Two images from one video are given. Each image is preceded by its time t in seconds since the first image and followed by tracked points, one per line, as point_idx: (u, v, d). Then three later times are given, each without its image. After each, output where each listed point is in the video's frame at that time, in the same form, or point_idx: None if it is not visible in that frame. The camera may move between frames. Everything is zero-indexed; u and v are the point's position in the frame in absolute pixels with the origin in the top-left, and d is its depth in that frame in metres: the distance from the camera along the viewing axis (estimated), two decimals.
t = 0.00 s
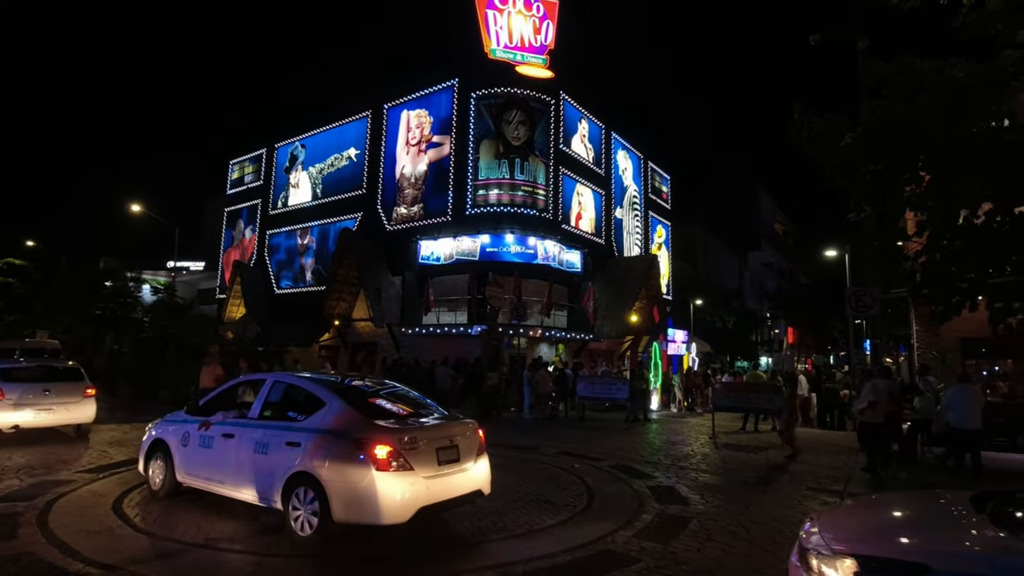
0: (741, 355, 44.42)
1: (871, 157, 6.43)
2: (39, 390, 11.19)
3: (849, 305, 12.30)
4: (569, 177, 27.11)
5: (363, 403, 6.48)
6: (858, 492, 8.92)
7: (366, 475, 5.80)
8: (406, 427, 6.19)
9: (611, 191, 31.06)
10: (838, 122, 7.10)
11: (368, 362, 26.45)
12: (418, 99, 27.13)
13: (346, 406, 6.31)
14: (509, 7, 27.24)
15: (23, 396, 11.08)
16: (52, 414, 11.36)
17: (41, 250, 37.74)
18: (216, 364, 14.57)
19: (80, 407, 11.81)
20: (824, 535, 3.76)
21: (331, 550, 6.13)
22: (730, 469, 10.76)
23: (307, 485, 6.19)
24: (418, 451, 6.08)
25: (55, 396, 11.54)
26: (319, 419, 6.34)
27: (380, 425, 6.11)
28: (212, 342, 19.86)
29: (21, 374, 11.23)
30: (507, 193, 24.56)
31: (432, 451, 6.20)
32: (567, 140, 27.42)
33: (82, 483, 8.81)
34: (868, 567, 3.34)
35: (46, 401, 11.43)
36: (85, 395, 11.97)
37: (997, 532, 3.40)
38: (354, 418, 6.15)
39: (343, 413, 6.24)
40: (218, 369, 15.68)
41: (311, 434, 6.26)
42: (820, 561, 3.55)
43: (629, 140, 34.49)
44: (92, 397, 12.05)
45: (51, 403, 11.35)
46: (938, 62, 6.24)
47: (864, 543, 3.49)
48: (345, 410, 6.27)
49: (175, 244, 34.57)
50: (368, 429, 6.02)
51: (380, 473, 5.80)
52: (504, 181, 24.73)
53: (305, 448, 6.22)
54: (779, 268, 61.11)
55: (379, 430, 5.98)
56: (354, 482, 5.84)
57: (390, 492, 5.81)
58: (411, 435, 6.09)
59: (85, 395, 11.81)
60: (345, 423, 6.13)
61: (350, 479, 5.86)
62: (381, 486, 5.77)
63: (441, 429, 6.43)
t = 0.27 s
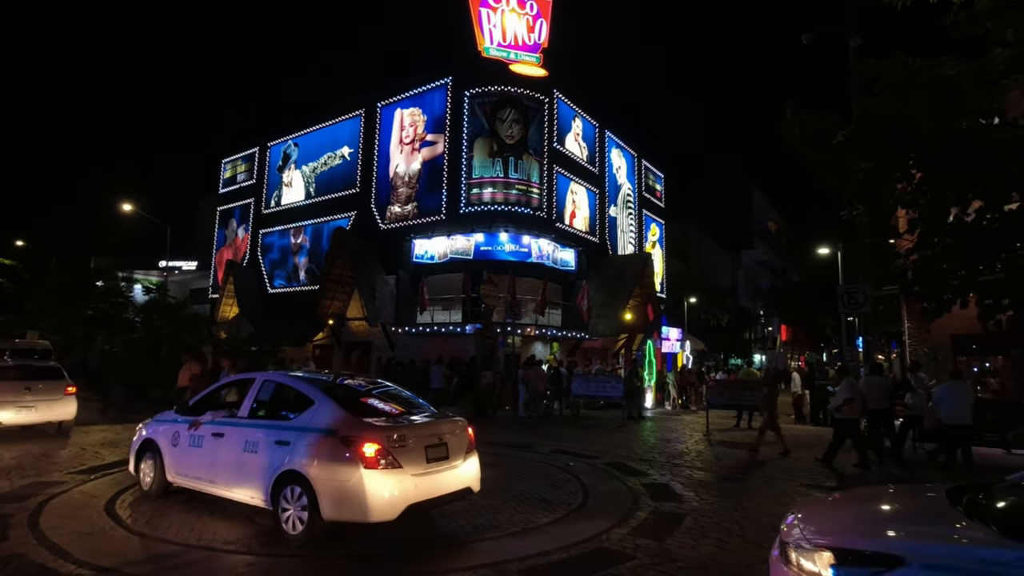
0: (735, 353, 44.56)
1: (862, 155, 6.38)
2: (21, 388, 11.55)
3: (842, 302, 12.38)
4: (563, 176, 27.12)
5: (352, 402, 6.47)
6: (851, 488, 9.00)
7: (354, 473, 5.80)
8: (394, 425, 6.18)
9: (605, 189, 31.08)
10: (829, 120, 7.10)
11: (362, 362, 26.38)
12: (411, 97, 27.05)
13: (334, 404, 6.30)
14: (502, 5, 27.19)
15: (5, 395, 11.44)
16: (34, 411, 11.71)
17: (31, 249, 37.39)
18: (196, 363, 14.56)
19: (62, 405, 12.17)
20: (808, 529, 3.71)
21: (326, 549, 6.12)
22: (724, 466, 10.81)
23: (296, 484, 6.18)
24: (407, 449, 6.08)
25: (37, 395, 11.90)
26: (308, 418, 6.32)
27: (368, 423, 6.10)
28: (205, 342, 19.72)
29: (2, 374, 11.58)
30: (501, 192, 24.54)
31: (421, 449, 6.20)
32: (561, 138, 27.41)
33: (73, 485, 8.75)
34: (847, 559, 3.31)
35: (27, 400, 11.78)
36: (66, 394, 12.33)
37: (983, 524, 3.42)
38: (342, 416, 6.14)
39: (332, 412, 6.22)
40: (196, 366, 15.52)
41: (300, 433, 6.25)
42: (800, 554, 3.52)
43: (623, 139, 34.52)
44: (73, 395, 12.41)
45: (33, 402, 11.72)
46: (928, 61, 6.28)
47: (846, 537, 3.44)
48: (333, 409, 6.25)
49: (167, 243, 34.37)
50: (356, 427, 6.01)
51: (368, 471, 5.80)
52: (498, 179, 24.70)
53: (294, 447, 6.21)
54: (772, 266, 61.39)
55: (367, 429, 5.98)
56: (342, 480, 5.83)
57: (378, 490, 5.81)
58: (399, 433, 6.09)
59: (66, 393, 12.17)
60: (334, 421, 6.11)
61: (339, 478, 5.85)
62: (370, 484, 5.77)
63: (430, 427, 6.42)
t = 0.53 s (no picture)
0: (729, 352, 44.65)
1: (854, 154, 6.41)
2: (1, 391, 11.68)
3: (835, 301, 12.45)
4: (556, 177, 27.15)
5: (342, 404, 6.45)
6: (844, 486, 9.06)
7: (345, 476, 5.77)
8: (385, 427, 6.16)
9: (598, 190, 31.13)
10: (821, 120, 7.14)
11: (357, 364, 26.30)
12: (404, 99, 27.02)
13: (325, 407, 6.28)
14: (495, 7, 27.19)
15: None
16: (14, 414, 11.84)
17: (20, 253, 37.05)
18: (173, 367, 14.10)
19: (42, 407, 12.29)
20: (803, 527, 3.70)
21: (321, 552, 6.10)
22: (719, 465, 10.85)
23: (288, 487, 6.15)
24: (398, 451, 6.06)
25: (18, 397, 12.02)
26: (299, 421, 6.30)
27: (359, 425, 6.08)
28: (197, 345, 19.58)
29: None
30: (495, 193, 24.52)
31: (412, 451, 6.19)
32: (554, 140, 27.44)
33: (65, 490, 8.67)
34: (838, 556, 3.30)
35: (7, 403, 11.88)
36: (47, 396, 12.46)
37: (973, 520, 3.45)
38: (333, 418, 6.12)
39: (323, 414, 6.20)
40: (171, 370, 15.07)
41: (292, 436, 6.22)
42: (794, 551, 3.53)
43: (616, 140, 34.59)
44: (53, 397, 12.54)
45: (14, 404, 11.83)
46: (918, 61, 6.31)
47: (841, 534, 3.44)
48: (324, 411, 6.23)
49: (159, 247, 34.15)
50: (347, 429, 5.99)
51: (359, 473, 5.77)
52: (491, 181, 24.69)
53: (285, 450, 6.18)
54: (765, 265, 61.65)
55: (358, 431, 5.96)
56: (333, 482, 5.81)
57: (369, 492, 5.79)
58: (390, 435, 6.07)
59: (46, 395, 12.29)
60: (324, 424, 6.10)
61: (330, 480, 5.82)
62: (360, 487, 5.75)
63: (421, 428, 6.41)
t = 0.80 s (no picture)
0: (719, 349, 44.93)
1: (844, 153, 6.51)
2: None
3: (823, 299, 12.56)
4: (547, 174, 27.14)
5: (331, 401, 6.44)
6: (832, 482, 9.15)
7: (330, 472, 5.76)
8: (371, 423, 6.15)
9: (590, 187, 31.16)
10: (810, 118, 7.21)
11: (347, 360, 26.16)
12: (395, 94, 26.88)
13: (312, 403, 6.26)
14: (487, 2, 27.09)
15: None
16: None
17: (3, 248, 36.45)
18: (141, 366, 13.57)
19: (16, 404, 12.18)
20: (791, 520, 3.73)
21: (311, 549, 6.08)
22: (708, 461, 10.90)
23: (274, 483, 6.13)
24: (384, 447, 6.04)
25: None
26: (285, 417, 6.27)
27: (345, 421, 6.07)
28: (185, 341, 19.36)
29: None
30: (486, 189, 24.46)
31: (398, 447, 6.17)
32: (546, 136, 27.42)
33: (50, 488, 8.56)
34: (825, 550, 3.34)
35: None
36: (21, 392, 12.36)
37: (957, 515, 3.50)
38: (319, 415, 6.10)
39: (309, 411, 6.19)
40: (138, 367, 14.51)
41: (278, 432, 6.20)
42: (782, 544, 3.56)
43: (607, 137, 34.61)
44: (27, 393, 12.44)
45: None
46: (907, 61, 6.36)
47: (828, 528, 3.47)
48: (310, 408, 6.21)
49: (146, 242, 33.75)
50: (333, 426, 5.97)
51: (345, 470, 5.76)
52: (483, 177, 24.63)
53: (271, 446, 6.16)
54: (755, 263, 62.00)
55: (344, 427, 5.95)
56: (319, 478, 5.79)
57: (355, 487, 5.77)
58: (376, 431, 6.06)
59: (20, 392, 12.19)
60: (311, 420, 6.09)
61: (316, 476, 5.80)
62: (346, 483, 5.73)
63: (408, 424, 6.39)
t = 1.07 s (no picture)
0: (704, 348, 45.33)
1: (827, 154, 6.67)
2: None
3: (806, 298, 12.73)
4: (534, 172, 27.15)
5: (311, 398, 6.39)
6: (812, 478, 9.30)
7: (309, 469, 5.72)
8: (351, 420, 6.10)
9: (576, 185, 31.23)
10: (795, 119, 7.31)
11: (332, 358, 25.95)
12: (382, 90, 26.70)
13: (292, 400, 6.22)
14: None
15: None
16: None
17: None
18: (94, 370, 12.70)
19: None
20: (773, 517, 3.77)
21: (294, 548, 6.03)
22: (692, 459, 11.00)
23: (252, 481, 6.07)
24: (363, 444, 6.01)
25: None
26: (263, 414, 6.22)
27: (324, 418, 6.02)
28: (166, 337, 19.04)
29: None
30: (473, 187, 24.41)
31: (378, 444, 6.13)
32: (533, 134, 27.41)
33: (25, 486, 8.39)
34: (805, 546, 3.38)
35: None
36: None
37: (935, 511, 3.56)
38: (297, 411, 6.06)
39: (288, 407, 6.14)
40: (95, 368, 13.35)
41: (257, 429, 6.14)
42: (764, 541, 3.60)
43: (594, 135, 34.71)
44: None
45: None
46: (889, 65, 6.47)
47: (809, 524, 3.51)
48: (289, 404, 6.17)
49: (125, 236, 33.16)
50: (312, 422, 5.93)
51: (323, 466, 5.72)
52: (470, 174, 24.57)
53: (249, 443, 6.11)
54: (740, 263, 62.61)
55: (322, 424, 5.91)
56: (297, 475, 5.75)
57: (334, 484, 5.73)
58: (355, 427, 6.02)
59: None
60: (290, 417, 6.04)
61: (295, 473, 5.76)
62: (323, 479, 5.69)
63: (387, 420, 6.35)
